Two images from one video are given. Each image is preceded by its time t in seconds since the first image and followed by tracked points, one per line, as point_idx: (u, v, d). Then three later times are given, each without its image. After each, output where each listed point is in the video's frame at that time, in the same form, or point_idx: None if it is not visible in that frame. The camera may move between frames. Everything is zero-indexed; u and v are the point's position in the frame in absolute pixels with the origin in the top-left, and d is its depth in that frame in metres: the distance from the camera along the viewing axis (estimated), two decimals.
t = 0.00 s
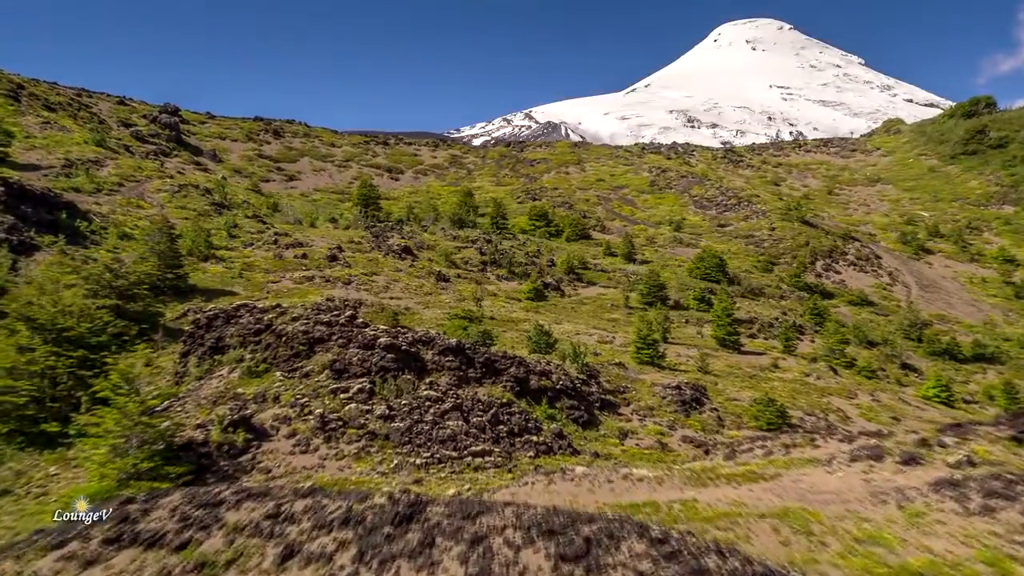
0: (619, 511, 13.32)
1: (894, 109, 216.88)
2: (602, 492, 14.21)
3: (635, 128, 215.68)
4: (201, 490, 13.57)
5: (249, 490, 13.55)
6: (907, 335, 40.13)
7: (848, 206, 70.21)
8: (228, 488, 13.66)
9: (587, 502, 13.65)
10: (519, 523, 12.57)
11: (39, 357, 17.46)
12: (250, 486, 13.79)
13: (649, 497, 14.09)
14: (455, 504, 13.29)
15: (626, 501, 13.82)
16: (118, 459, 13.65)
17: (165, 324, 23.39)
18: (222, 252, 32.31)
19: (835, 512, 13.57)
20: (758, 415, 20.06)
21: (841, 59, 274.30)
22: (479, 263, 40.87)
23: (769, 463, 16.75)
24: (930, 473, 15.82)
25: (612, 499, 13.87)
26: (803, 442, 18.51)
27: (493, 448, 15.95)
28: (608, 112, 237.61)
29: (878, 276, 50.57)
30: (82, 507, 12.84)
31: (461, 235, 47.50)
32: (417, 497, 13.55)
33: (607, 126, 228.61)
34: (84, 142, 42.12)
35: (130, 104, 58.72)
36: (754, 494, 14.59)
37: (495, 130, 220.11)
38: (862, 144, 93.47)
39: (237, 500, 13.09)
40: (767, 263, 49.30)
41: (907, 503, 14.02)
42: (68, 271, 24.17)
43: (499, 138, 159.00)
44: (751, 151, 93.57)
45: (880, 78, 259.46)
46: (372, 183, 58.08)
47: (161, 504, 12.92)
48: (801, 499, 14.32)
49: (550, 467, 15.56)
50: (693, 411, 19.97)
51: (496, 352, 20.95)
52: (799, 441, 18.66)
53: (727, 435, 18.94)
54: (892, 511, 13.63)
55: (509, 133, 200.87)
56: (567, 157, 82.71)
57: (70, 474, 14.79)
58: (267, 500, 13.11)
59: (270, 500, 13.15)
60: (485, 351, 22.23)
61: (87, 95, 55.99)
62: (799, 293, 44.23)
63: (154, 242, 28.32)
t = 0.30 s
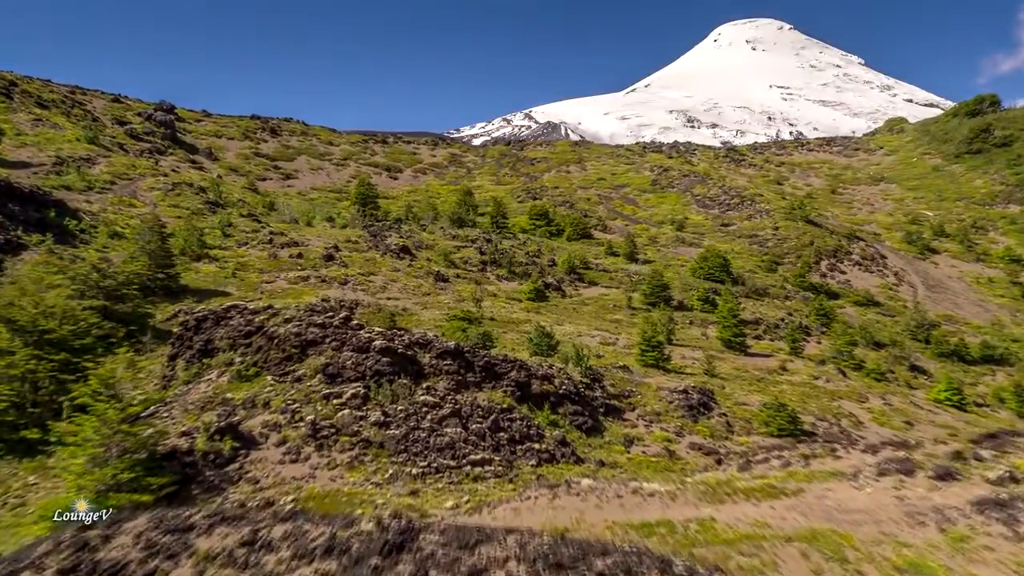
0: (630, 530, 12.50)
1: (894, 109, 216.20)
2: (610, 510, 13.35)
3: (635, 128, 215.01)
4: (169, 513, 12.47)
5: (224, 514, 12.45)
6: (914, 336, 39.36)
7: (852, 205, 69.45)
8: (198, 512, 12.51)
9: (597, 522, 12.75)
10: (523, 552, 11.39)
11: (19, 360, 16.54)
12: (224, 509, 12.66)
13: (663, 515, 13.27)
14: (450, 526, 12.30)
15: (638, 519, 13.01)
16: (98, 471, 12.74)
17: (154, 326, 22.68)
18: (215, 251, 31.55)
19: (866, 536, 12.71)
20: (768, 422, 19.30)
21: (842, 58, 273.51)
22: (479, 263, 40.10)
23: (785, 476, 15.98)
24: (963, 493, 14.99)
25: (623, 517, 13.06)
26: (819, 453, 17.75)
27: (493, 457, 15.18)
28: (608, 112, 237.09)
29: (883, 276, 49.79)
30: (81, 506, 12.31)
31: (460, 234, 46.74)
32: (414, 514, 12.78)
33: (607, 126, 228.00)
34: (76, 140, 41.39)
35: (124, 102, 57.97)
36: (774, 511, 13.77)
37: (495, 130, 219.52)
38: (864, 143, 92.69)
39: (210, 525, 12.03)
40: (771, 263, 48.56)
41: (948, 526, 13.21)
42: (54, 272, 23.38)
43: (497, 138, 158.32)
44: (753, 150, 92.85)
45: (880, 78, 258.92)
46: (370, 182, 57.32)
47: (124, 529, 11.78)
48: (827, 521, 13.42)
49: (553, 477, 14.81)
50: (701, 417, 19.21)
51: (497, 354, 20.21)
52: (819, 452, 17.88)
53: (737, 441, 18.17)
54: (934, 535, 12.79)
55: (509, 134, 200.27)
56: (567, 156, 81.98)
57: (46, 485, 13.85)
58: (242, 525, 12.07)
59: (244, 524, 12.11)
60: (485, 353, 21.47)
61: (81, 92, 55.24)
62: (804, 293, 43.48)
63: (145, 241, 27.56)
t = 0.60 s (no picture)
0: (644, 554, 11.43)
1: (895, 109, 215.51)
2: (620, 527, 12.46)
3: (635, 128, 214.39)
4: (129, 544, 11.10)
5: (191, 545, 11.18)
6: (923, 337, 38.52)
7: (856, 205, 68.65)
8: (162, 543, 11.25)
9: (607, 544, 11.82)
10: None
11: None
12: (191, 539, 11.40)
13: (680, 537, 12.22)
14: (446, 549, 11.33)
15: (651, 538, 12.09)
16: (67, 481, 11.16)
17: (144, 328, 21.95)
18: (208, 251, 30.76)
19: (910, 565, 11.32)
20: (780, 429, 18.49)
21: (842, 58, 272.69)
22: (479, 263, 39.31)
23: (803, 488, 15.15)
24: (999, 508, 14.04)
25: (635, 539, 12.08)
26: (837, 464, 16.90)
27: (494, 467, 14.39)
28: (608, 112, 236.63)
29: (889, 276, 49.01)
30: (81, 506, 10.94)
31: (460, 233, 45.96)
32: (410, 530, 11.97)
33: (607, 126, 227.56)
34: (68, 138, 40.65)
35: (120, 100, 57.27)
36: (793, 525, 12.96)
37: (495, 130, 219.08)
38: (868, 142, 91.89)
39: (175, 556, 10.77)
40: (776, 263, 47.77)
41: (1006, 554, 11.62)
42: (38, 272, 22.56)
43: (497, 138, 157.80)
44: (756, 149, 92.12)
45: (881, 78, 258.47)
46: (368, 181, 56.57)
47: (79, 561, 10.27)
48: (862, 546, 12.06)
49: (557, 490, 14.04)
50: (711, 423, 18.43)
51: (497, 357, 19.46)
52: (843, 465, 16.89)
53: (748, 449, 17.40)
54: (989, 565, 11.26)
55: (509, 134, 199.72)
56: (568, 155, 81.24)
57: (21, 498, 12.75)
58: (213, 555, 10.86)
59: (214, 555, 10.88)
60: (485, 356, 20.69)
61: (75, 90, 54.52)
62: (810, 294, 42.68)
63: (134, 240, 26.75)
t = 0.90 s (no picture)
0: None
1: (896, 109, 214.78)
2: (632, 549, 11.54)
3: (635, 128, 213.75)
4: None
5: None
6: (932, 339, 37.70)
7: (860, 204, 67.91)
8: None
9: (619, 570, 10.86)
10: None
11: None
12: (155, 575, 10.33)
13: (701, 566, 11.11)
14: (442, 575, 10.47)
15: (667, 560, 11.26)
16: (38, 495, 9.78)
17: (131, 330, 21.14)
18: (201, 251, 29.96)
19: None
20: (794, 438, 17.68)
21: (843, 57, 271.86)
22: (479, 263, 38.52)
23: (823, 503, 14.33)
24: None
25: (651, 566, 11.02)
26: (857, 476, 16.08)
27: (495, 478, 13.60)
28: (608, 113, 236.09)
29: (896, 276, 48.25)
30: (79, 507, 10.13)
31: (460, 233, 45.20)
32: (404, 548, 11.21)
33: (607, 126, 227.07)
34: (60, 135, 39.83)
35: (114, 97, 56.44)
36: (820, 546, 12.11)
37: (495, 130, 218.50)
38: (871, 141, 91.16)
39: None
40: (781, 263, 46.99)
41: None
42: (22, 273, 21.72)
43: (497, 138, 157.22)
44: (759, 148, 91.33)
45: (881, 78, 258.06)
46: (367, 180, 55.81)
47: None
48: None
49: (561, 503, 13.26)
50: (721, 430, 17.66)
51: (498, 361, 18.68)
52: (870, 479, 15.92)
53: (760, 457, 16.64)
54: None
55: (509, 134, 199.06)
56: (569, 154, 80.50)
57: None
58: None
59: None
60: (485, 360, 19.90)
61: (69, 87, 53.71)
62: (817, 294, 41.88)
63: (123, 239, 25.92)
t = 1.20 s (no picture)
0: None
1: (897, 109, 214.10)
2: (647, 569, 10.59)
3: (635, 128, 213.15)
4: None
5: None
6: (942, 340, 36.85)
7: (865, 203, 67.11)
8: None
9: None
10: None
11: None
12: None
13: None
14: None
15: None
16: (4, 512, 8.82)
17: (118, 331, 20.36)
18: (194, 250, 29.19)
19: None
20: (809, 446, 16.87)
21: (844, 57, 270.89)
22: (479, 263, 37.74)
23: (847, 516, 13.47)
24: None
25: None
26: (878, 487, 15.25)
27: (496, 491, 12.80)
28: (608, 113, 235.58)
29: (903, 276, 47.45)
30: (79, 508, 10.30)
31: (459, 232, 44.41)
32: (399, 569, 10.36)
33: (607, 126, 226.78)
34: (51, 132, 39.04)
35: (109, 95, 55.67)
36: None
37: (495, 130, 218.03)
38: (875, 140, 90.38)
39: None
40: (787, 262, 46.20)
41: None
42: (5, 272, 20.92)
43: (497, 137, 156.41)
44: (761, 147, 90.60)
45: (881, 78, 257.40)
46: (365, 178, 55.04)
47: None
48: None
49: (567, 517, 12.43)
50: (733, 437, 16.85)
51: (500, 365, 17.89)
52: (903, 496, 14.65)
53: (774, 467, 15.85)
54: None
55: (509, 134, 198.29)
56: (570, 153, 79.75)
57: None
58: None
59: None
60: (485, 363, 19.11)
61: (63, 84, 52.97)
62: (823, 295, 41.06)
63: (112, 238, 25.12)
